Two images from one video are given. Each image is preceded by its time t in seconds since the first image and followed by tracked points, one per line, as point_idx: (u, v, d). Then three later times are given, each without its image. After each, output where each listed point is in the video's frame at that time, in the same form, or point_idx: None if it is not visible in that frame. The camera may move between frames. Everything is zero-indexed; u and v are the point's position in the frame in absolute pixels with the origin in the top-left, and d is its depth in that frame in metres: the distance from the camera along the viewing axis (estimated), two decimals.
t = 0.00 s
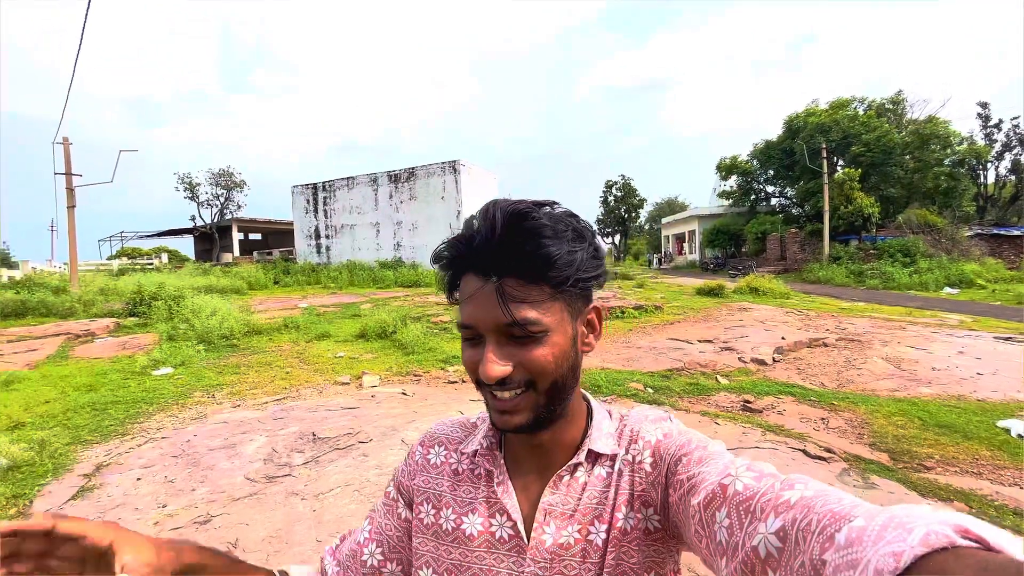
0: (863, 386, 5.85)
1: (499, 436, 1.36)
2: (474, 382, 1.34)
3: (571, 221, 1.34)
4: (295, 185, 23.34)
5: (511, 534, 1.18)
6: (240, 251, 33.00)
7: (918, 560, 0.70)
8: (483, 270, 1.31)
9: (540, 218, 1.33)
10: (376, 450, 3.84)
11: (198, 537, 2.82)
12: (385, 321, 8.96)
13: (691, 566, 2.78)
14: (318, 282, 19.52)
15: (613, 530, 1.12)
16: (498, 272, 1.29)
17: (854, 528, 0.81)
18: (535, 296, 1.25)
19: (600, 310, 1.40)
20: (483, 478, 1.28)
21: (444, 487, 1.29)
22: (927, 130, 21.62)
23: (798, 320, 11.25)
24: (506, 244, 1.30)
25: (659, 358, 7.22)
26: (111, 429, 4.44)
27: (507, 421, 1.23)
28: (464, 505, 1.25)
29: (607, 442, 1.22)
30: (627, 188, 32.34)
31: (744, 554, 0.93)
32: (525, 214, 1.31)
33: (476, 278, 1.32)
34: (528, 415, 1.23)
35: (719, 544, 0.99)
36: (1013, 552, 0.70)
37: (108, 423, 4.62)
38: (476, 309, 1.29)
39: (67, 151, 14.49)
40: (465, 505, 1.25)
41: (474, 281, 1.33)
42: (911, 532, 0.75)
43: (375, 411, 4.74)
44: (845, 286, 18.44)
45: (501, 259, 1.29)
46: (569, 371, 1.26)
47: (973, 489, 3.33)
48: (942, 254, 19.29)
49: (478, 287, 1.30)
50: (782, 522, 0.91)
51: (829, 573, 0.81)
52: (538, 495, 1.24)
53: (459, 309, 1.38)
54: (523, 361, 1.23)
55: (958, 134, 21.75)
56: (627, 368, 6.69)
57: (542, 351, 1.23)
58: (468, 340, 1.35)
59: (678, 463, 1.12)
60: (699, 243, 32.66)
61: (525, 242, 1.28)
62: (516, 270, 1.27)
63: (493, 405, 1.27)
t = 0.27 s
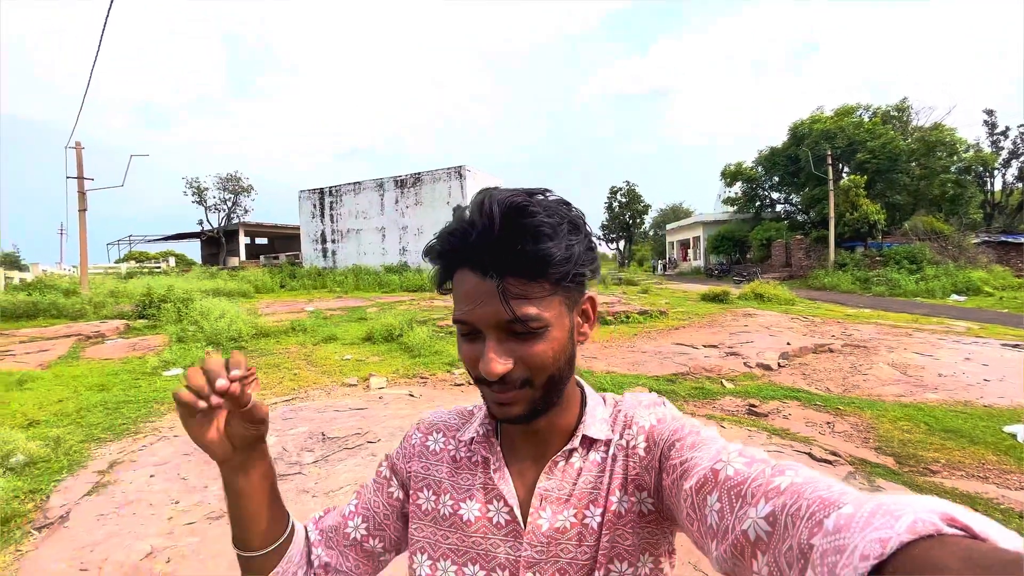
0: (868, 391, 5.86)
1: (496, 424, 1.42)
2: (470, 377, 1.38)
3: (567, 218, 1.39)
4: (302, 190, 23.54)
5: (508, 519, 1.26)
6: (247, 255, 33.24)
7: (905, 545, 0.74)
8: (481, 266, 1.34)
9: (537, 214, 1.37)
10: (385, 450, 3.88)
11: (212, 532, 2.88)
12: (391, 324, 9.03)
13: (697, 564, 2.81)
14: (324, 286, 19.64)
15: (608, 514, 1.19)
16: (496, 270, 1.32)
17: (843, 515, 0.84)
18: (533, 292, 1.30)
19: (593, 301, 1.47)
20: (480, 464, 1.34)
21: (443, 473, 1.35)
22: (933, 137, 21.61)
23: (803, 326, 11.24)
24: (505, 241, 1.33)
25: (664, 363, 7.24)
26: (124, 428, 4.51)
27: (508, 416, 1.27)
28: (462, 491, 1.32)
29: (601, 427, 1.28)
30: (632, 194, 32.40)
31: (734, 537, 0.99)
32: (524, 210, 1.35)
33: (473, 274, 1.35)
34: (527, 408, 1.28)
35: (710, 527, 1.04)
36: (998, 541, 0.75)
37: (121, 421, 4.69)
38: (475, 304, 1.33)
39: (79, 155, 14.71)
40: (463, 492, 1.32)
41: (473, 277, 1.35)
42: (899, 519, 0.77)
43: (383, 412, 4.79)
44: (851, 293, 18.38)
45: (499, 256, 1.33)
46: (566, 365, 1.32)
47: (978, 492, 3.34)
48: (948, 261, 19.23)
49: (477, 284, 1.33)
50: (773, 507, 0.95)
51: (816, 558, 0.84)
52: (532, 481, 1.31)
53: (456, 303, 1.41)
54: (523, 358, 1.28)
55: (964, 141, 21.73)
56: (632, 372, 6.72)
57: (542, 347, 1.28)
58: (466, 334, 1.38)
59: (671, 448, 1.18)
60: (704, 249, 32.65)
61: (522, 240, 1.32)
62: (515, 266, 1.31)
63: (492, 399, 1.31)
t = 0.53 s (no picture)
0: (873, 397, 5.85)
1: (500, 414, 1.50)
2: (501, 351, 1.45)
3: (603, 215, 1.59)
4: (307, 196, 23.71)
5: (518, 511, 1.34)
6: (251, 260, 33.40)
7: (903, 522, 0.77)
8: (536, 245, 1.45)
9: (581, 207, 1.55)
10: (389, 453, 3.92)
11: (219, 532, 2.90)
12: (396, 329, 9.07)
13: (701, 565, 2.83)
14: (328, 291, 19.72)
15: (615, 501, 1.29)
16: (550, 250, 1.45)
17: (842, 494, 0.87)
18: (579, 276, 1.47)
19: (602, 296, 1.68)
20: (486, 458, 1.41)
21: (449, 468, 1.42)
22: (937, 144, 21.65)
23: (808, 333, 11.22)
24: (560, 225, 1.48)
25: (668, 368, 7.25)
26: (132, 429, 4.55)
27: (548, 390, 1.39)
28: (470, 486, 1.39)
29: (604, 416, 1.39)
30: (635, 201, 32.48)
31: (736, 518, 1.05)
32: (577, 201, 1.51)
33: (525, 250, 1.45)
34: (559, 385, 1.42)
35: (713, 508, 1.11)
36: (993, 515, 0.79)
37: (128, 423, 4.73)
38: (527, 278, 1.42)
39: (89, 161, 14.88)
40: (470, 486, 1.39)
41: (524, 252, 1.44)
42: (896, 497, 0.81)
43: (388, 415, 4.83)
44: (855, 300, 18.34)
45: (555, 237, 1.46)
46: (592, 348, 1.49)
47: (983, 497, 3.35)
48: (953, 268, 19.21)
49: (532, 260, 1.43)
50: (772, 487, 1.00)
51: (815, 536, 0.89)
52: (544, 465, 1.42)
53: (494, 276, 1.47)
54: (566, 336, 1.43)
55: (968, 149, 21.76)
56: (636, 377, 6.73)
57: (582, 328, 1.45)
58: (501, 309, 1.46)
59: (674, 432, 1.27)
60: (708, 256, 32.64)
61: (576, 228, 1.49)
62: (568, 252, 1.47)
63: (533, 372, 1.41)
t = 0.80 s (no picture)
0: (874, 401, 5.84)
1: (506, 419, 1.53)
2: (509, 356, 1.47)
3: (616, 227, 1.64)
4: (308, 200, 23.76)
5: (523, 516, 1.34)
6: (251, 264, 33.43)
7: (908, 530, 0.80)
8: (548, 251, 1.48)
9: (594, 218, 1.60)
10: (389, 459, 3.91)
11: (219, 536, 2.89)
12: (396, 333, 9.07)
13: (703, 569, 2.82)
14: (329, 295, 19.72)
15: (620, 507, 1.31)
16: (562, 257, 1.49)
17: (848, 501, 0.91)
18: (590, 285, 1.50)
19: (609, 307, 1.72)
20: (492, 461, 1.43)
21: (456, 470, 1.43)
22: (936, 148, 21.71)
23: (808, 336, 11.22)
24: (572, 232, 1.52)
25: (669, 372, 7.24)
26: (132, 433, 4.54)
27: (555, 397, 1.41)
28: (476, 489, 1.40)
29: (611, 422, 1.43)
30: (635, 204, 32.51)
31: (742, 525, 1.08)
32: (591, 210, 1.56)
33: (538, 256, 1.48)
34: (565, 393, 1.44)
35: (717, 515, 1.14)
36: (1000, 524, 0.81)
37: (128, 427, 4.72)
38: (539, 284, 1.46)
39: (90, 165, 14.91)
40: (476, 490, 1.39)
41: (535, 258, 1.48)
42: (902, 505, 0.84)
43: (389, 419, 4.82)
44: (855, 303, 18.32)
45: (567, 244, 1.50)
46: (599, 357, 1.52)
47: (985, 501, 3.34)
48: (953, 272, 19.19)
49: (544, 265, 1.47)
50: (777, 495, 1.04)
51: (821, 543, 0.92)
52: (549, 470, 1.45)
53: (504, 280, 1.50)
54: (574, 343, 1.45)
55: (967, 153, 21.81)
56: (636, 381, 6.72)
57: (590, 337, 1.48)
58: (511, 314, 1.48)
59: (680, 439, 1.31)
60: (708, 259, 32.65)
61: (587, 237, 1.53)
62: (580, 259, 1.51)
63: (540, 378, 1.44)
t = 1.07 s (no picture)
0: (874, 403, 5.81)
1: (516, 423, 1.53)
2: (520, 360, 1.46)
3: (634, 238, 1.62)
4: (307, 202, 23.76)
5: (529, 522, 1.33)
6: (252, 267, 33.46)
7: (939, 558, 0.76)
8: (564, 257, 1.48)
9: (612, 226, 1.59)
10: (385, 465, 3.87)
11: (211, 543, 2.85)
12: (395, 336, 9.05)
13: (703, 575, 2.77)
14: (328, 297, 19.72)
15: (631, 519, 1.29)
16: (579, 263, 1.48)
17: (871, 524, 0.89)
18: (605, 294, 1.49)
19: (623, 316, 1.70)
20: (500, 465, 1.40)
21: (462, 472, 1.41)
22: (936, 148, 21.70)
23: (808, 337, 11.19)
24: (589, 240, 1.51)
25: (668, 374, 7.21)
26: (127, 438, 4.52)
27: (565, 405, 1.40)
28: (483, 492, 1.37)
29: (622, 430, 1.42)
30: (635, 205, 32.52)
31: (757, 544, 1.07)
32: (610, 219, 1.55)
33: (554, 260, 1.48)
34: (576, 402, 1.43)
35: (732, 534, 1.13)
36: None
37: (123, 432, 4.71)
38: (554, 289, 1.45)
39: (89, 168, 14.93)
40: (483, 493, 1.37)
41: (552, 263, 1.47)
42: (932, 530, 0.81)
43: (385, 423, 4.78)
44: (856, 304, 18.29)
45: (584, 251, 1.49)
46: (611, 367, 1.51)
47: (987, 505, 3.30)
48: (953, 272, 19.17)
49: (560, 271, 1.46)
50: (796, 515, 1.02)
51: (844, 568, 0.90)
52: (557, 477, 1.43)
53: (520, 283, 1.49)
54: (585, 352, 1.44)
55: (967, 153, 21.82)
56: (636, 383, 6.69)
57: (602, 346, 1.47)
58: (524, 318, 1.47)
59: (694, 453, 1.30)
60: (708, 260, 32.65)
61: (603, 245, 1.52)
62: (597, 268, 1.50)
63: (551, 384, 1.43)
